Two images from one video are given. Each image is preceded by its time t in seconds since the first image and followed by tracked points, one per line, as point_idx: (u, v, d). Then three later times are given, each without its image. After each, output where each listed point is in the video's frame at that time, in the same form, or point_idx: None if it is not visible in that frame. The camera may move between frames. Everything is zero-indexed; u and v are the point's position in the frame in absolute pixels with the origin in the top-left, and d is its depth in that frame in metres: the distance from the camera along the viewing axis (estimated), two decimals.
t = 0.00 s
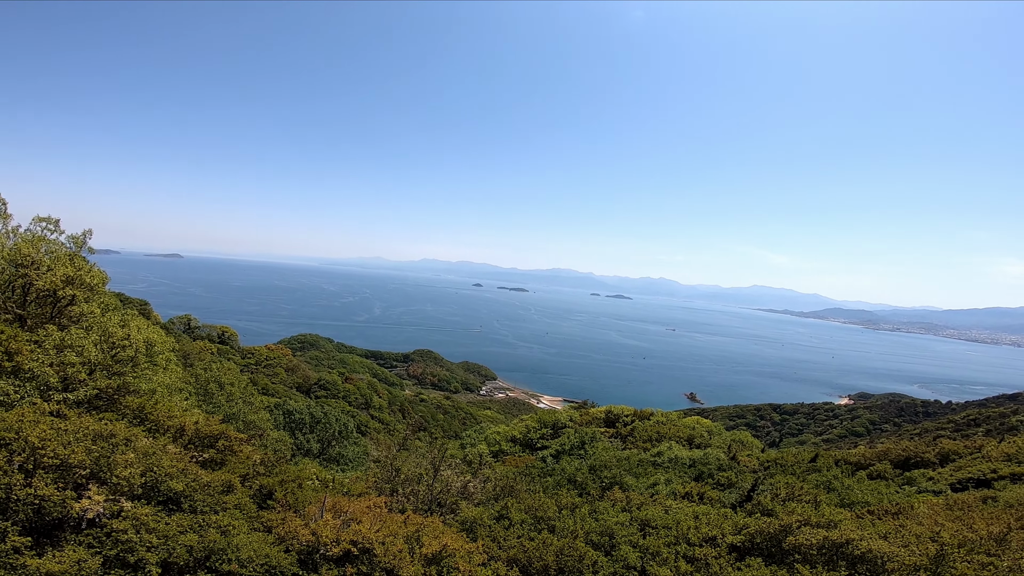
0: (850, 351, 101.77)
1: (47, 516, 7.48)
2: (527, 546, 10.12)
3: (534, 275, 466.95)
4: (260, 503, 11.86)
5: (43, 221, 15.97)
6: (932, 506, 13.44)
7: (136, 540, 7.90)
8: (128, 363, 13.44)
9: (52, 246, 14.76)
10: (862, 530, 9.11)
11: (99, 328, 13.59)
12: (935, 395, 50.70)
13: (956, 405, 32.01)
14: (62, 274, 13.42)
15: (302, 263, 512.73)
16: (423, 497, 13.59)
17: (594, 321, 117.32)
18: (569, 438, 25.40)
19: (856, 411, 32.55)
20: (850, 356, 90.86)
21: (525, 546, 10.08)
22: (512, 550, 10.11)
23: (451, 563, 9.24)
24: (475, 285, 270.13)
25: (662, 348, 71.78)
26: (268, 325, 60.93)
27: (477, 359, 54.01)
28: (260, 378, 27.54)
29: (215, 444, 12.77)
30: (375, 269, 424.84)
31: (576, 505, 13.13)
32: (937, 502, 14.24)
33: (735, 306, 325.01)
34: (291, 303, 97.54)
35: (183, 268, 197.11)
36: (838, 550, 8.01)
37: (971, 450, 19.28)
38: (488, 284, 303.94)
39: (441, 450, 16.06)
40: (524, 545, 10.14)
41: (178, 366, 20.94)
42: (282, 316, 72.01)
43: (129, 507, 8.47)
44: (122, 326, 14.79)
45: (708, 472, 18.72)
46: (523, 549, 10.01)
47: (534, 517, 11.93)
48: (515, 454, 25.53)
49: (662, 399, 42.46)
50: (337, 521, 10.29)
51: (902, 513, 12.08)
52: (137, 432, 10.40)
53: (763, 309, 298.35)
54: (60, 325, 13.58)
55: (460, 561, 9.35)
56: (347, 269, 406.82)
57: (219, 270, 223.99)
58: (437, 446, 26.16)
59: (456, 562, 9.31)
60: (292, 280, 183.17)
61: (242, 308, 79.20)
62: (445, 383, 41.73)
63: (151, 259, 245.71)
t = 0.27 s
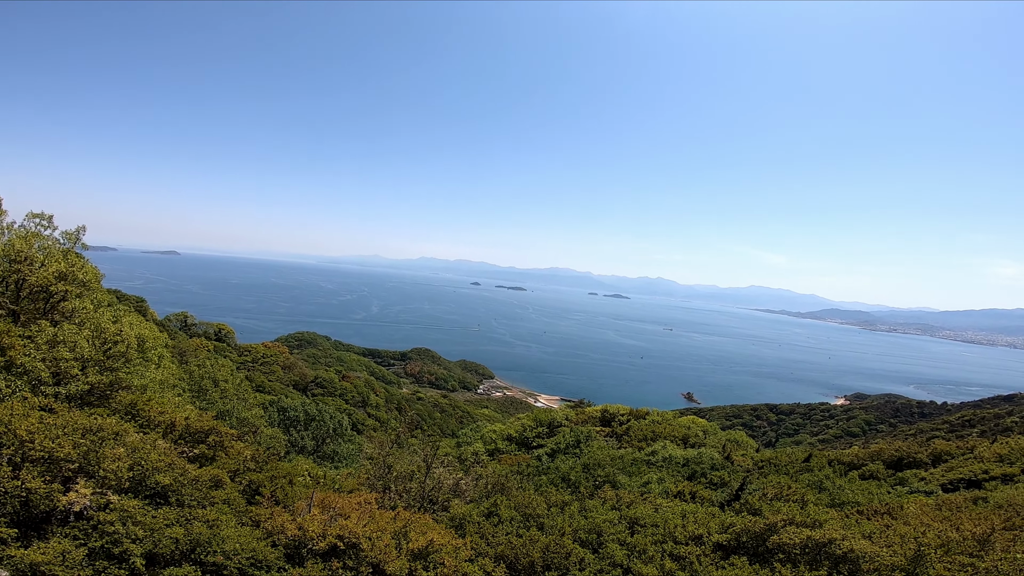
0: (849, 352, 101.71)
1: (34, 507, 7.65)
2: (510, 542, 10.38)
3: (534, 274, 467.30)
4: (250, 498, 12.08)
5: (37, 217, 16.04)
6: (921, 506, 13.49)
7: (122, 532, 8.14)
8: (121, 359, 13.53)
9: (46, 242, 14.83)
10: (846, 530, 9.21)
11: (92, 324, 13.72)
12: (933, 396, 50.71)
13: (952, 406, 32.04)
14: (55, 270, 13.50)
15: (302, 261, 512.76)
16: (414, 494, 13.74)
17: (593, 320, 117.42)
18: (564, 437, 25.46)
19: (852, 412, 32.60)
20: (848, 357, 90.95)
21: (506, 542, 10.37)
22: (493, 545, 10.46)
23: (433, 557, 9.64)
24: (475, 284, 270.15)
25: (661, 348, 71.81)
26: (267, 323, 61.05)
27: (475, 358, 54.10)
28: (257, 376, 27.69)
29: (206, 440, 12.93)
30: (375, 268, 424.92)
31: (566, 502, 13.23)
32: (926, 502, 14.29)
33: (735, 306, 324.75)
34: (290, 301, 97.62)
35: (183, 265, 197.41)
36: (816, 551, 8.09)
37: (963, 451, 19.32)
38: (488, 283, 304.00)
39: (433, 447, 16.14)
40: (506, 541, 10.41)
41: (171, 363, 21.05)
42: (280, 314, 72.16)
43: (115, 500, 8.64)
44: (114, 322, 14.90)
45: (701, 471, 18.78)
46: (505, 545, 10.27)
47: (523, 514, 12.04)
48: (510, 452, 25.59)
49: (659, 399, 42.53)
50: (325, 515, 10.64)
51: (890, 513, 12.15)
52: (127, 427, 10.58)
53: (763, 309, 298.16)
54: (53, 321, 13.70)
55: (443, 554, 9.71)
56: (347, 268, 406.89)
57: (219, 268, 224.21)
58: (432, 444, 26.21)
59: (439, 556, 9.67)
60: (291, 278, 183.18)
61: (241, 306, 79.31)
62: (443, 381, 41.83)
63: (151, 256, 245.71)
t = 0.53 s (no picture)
0: (847, 350, 101.77)
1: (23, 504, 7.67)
2: (496, 540, 10.52)
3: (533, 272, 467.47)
4: (240, 496, 12.14)
5: (29, 216, 16.05)
6: (913, 505, 13.57)
7: (110, 527, 8.21)
8: (112, 358, 13.59)
9: (37, 242, 14.86)
10: (831, 529, 9.26)
11: (83, 323, 13.76)
12: (930, 395, 50.80)
13: (947, 404, 32.12)
14: (46, 270, 13.55)
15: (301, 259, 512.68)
16: (406, 492, 13.82)
17: (591, 319, 117.48)
18: (560, 436, 25.51)
19: (847, 410, 32.65)
20: (845, 355, 91.16)
21: (492, 539, 10.52)
22: (478, 541, 10.63)
23: (420, 551, 9.84)
24: (474, 282, 270.22)
25: (659, 347, 71.87)
26: (264, 322, 61.05)
27: (472, 356, 54.15)
28: (254, 374, 27.76)
29: (197, 438, 13.00)
30: (375, 266, 424.88)
31: (557, 500, 13.30)
32: (917, 501, 14.34)
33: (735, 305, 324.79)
34: (287, 299, 97.55)
35: (181, 264, 197.20)
36: (799, 549, 8.15)
37: (956, 449, 19.37)
38: (487, 281, 303.92)
39: (426, 446, 16.20)
40: (493, 539, 10.56)
41: (165, 363, 21.09)
42: (278, 313, 72.16)
43: (104, 497, 8.67)
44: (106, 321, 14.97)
45: (695, 470, 18.85)
46: (492, 542, 10.41)
47: (513, 511, 12.12)
48: (506, 451, 25.63)
49: (656, 398, 42.58)
50: (314, 514, 10.80)
51: (880, 513, 12.24)
52: (117, 425, 10.60)
53: (762, 308, 298.19)
54: (44, 320, 13.76)
55: (428, 548, 9.91)
56: (347, 266, 406.76)
57: (219, 266, 224.17)
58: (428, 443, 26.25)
59: (425, 550, 9.86)
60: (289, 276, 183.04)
61: (239, 304, 79.30)
62: (440, 380, 41.90)
63: (148, 255, 245.15)
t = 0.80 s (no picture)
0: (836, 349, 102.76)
1: None
2: (479, 539, 10.46)
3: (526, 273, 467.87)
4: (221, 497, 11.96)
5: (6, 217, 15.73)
6: (897, 503, 13.69)
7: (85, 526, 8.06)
8: (92, 360, 13.39)
9: (14, 243, 14.60)
10: (812, 528, 9.29)
11: (61, 325, 13.55)
12: (917, 393, 51.38)
13: (932, 402, 32.53)
14: (25, 272, 13.32)
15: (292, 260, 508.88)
16: (392, 494, 13.72)
17: (583, 319, 117.76)
18: (550, 436, 25.46)
19: (835, 408, 32.98)
20: (834, 354, 92.16)
21: (475, 538, 10.47)
22: (461, 541, 10.57)
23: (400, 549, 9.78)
24: (466, 283, 269.81)
25: (651, 346, 72.11)
26: (252, 323, 60.37)
27: (464, 357, 53.95)
28: (241, 377, 27.46)
29: (178, 439, 12.78)
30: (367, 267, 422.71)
31: (543, 500, 13.26)
32: (901, 498, 14.44)
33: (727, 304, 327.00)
34: (277, 301, 96.59)
35: (169, 266, 194.73)
36: (783, 549, 8.11)
37: (939, 447, 19.58)
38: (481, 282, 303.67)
39: (413, 446, 16.12)
40: (475, 538, 10.49)
41: (148, 365, 20.80)
42: (267, 315, 71.45)
43: (78, 497, 8.53)
44: (86, 324, 14.74)
45: (683, 469, 18.89)
46: (475, 541, 10.37)
47: (498, 511, 12.07)
48: (496, 451, 25.54)
49: (647, 397, 42.68)
50: (296, 515, 10.69)
51: (864, 511, 12.34)
52: (94, 426, 10.43)
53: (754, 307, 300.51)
54: (22, 322, 13.52)
55: (408, 547, 9.84)
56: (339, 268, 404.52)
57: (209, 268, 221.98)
58: (418, 445, 26.09)
59: (406, 549, 9.79)
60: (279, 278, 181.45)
61: (228, 306, 78.45)
62: (431, 381, 41.71)
63: (135, 257, 241.79)
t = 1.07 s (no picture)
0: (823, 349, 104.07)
1: None
2: (459, 539, 10.42)
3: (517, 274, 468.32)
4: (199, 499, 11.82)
5: None
6: (877, 500, 13.88)
7: (55, 526, 7.95)
8: (68, 362, 13.19)
9: None
10: (789, 527, 9.33)
11: (36, 327, 13.32)
12: (901, 391, 52.16)
13: (913, 400, 33.10)
14: None
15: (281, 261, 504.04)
16: (375, 495, 13.64)
17: (574, 319, 118.15)
18: (538, 436, 25.47)
19: (820, 407, 33.40)
20: (820, 353, 93.47)
21: (455, 538, 10.43)
22: (440, 541, 10.54)
23: (377, 548, 9.71)
24: (457, 283, 269.41)
25: (641, 347, 72.46)
26: (238, 325, 59.60)
27: (453, 358, 53.78)
28: (226, 379, 27.14)
29: (154, 442, 12.62)
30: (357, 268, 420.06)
31: (526, 500, 13.26)
32: (882, 496, 14.61)
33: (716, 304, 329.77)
34: (264, 303, 95.48)
35: (154, 267, 191.65)
36: (760, 551, 8.13)
37: (920, 444, 19.82)
38: (472, 283, 303.01)
39: (397, 447, 16.03)
40: (454, 539, 10.44)
41: (126, 368, 20.41)
42: (254, 316, 70.60)
43: (49, 498, 8.40)
44: (62, 325, 14.50)
45: (668, 468, 18.98)
46: (455, 542, 10.32)
47: (480, 511, 12.06)
48: (485, 452, 25.46)
49: (636, 397, 42.88)
50: (275, 516, 10.58)
51: (843, 508, 12.51)
52: (67, 429, 10.28)
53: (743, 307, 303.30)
54: None
55: (386, 548, 9.75)
56: (329, 269, 401.12)
57: (195, 270, 218.63)
58: (405, 446, 25.94)
59: (384, 548, 9.72)
60: (266, 279, 179.56)
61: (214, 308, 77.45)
62: (420, 382, 41.55)
63: (119, 258, 237.56)
